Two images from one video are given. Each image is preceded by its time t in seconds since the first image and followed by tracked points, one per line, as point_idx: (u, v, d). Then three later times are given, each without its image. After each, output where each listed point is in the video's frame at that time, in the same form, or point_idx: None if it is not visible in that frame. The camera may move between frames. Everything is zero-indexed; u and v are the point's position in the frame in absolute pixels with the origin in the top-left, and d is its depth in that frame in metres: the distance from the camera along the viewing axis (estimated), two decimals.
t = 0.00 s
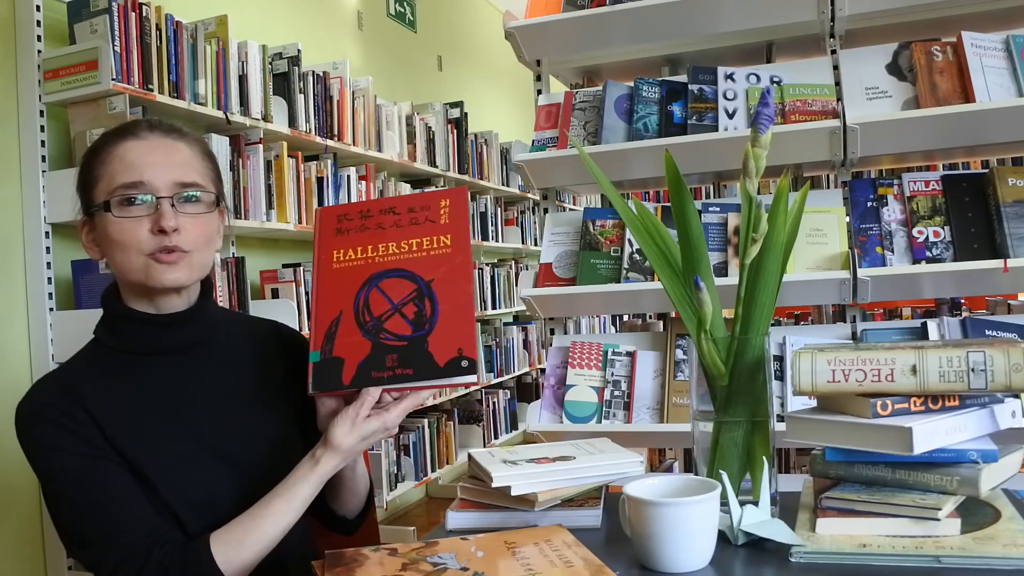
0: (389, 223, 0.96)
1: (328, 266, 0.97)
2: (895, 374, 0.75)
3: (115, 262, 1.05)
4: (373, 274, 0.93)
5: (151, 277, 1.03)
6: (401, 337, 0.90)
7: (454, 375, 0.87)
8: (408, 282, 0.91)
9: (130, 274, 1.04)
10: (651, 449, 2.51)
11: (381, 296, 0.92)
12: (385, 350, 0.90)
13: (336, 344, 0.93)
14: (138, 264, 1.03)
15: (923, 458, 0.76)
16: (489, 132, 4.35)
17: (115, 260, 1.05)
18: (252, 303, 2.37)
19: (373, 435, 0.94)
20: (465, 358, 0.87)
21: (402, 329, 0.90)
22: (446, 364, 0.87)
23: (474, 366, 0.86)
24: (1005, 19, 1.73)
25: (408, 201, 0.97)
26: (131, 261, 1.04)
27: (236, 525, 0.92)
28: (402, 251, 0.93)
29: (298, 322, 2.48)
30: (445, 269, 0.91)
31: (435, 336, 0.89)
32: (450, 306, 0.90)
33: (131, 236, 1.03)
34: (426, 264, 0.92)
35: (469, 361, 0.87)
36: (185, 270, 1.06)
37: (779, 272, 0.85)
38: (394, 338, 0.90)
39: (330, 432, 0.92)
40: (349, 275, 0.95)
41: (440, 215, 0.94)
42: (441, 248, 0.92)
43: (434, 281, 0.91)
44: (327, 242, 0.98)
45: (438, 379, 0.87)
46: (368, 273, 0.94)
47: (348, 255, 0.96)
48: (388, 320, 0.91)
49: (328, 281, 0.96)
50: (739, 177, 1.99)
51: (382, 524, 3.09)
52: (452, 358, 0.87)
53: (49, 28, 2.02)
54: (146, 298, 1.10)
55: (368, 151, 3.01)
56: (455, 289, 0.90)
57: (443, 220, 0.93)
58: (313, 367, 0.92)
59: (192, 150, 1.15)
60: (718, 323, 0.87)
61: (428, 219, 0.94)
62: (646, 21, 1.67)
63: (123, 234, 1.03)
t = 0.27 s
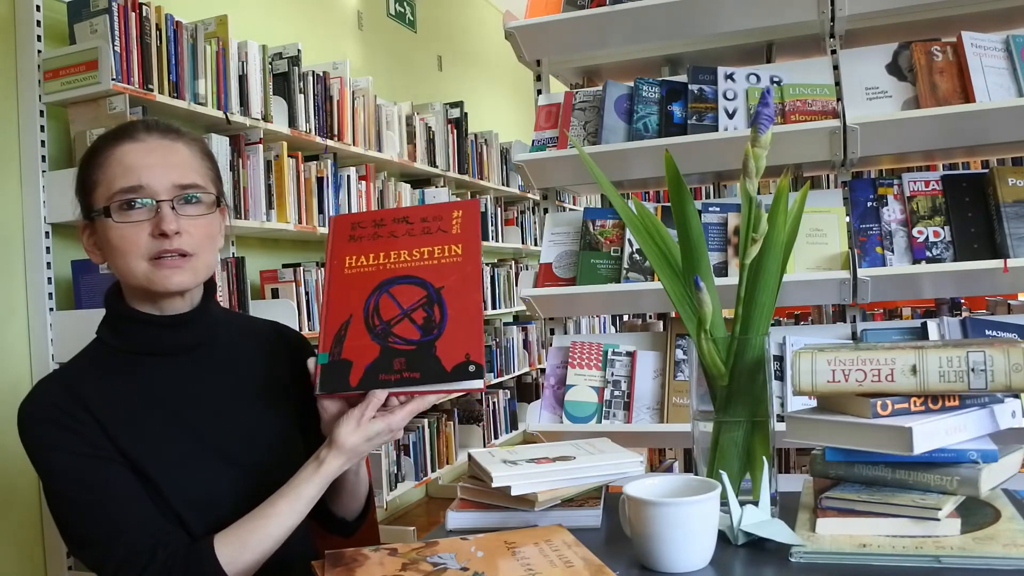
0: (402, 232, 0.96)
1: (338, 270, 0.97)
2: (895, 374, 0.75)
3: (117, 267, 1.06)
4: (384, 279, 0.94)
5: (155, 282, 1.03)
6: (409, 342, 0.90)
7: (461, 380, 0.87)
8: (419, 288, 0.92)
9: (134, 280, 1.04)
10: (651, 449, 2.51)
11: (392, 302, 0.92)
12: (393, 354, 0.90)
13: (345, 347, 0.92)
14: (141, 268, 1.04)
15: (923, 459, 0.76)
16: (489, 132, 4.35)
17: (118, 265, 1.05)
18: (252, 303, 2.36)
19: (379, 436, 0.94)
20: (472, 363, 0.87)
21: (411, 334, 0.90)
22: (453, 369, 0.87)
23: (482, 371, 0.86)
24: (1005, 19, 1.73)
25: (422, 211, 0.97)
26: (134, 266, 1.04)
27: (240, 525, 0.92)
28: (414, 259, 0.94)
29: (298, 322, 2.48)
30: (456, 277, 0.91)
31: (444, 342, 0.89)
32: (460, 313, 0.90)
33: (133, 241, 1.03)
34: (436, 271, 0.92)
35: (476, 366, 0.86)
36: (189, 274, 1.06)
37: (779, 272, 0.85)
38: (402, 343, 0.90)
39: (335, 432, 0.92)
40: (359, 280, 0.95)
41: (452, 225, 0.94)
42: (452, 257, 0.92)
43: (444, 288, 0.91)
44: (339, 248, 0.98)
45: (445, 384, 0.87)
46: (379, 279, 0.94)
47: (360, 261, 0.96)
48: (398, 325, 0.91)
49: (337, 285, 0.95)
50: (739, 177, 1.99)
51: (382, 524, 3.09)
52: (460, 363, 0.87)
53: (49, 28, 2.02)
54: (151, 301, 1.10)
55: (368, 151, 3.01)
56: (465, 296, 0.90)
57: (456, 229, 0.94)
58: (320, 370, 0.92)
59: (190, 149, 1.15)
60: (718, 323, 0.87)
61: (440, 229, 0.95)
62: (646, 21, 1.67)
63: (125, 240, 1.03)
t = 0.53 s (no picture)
0: (378, 224, 0.95)
1: (320, 268, 0.95)
2: (895, 373, 0.75)
3: (121, 268, 1.06)
4: (366, 274, 0.93)
5: (159, 282, 1.03)
6: (400, 333, 0.91)
7: (457, 365, 0.88)
8: (403, 279, 0.92)
9: (137, 280, 1.04)
10: (651, 449, 2.51)
11: (377, 295, 0.92)
12: (387, 346, 0.90)
13: (336, 344, 0.92)
14: (145, 269, 1.04)
15: (923, 459, 0.76)
16: (489, 132, 4.35)
17: (122, 266, 1.05)
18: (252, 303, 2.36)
19: (374, 429, 0.94)
20: (467, 347, 0.88)
21: (401, 325, 0.91)
22: (448, 354, 0.88)
23: (477, 354, 0.88)
24: (1005, 19, 1.73)
25: (393, 202, 0.96)
26: (138, 266, 1.04)
27: (239, 523, 0.92)
28: (395, 250, 0.93)
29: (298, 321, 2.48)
30: (437, 265, 0.92)
31: (436, 328, 0.90)
32: (446, 300, 0.91)
33: (138, 242, 1.03)
34: (419, 261, 0.92)
35: (471, 350, 0.88)
36: (194, 274, 1.06)
37: (779, 271, 0.85)
38: (393, 334, 0.91)
39: (330, 426, 0.92)
40: (343, 275, 0.94)
41: (427, 214, 0.94)
42: (432, 245, 0.93)
43: (428, 277, 0.92)
44: (316, 246, 0.97)
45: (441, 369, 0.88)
46: (361, 273, 0.93)
47: (339, 257, 0.95)
48: (387, 317, 0.91)
49: (322, 283, 0.95)
50: (739, 177, 1.99)
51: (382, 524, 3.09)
52: (454, 348, 0.88)
53: (49, 28, 2.02)
54: (154, 301, 1.10)
55: (368, 151, 3.01)
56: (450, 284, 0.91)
57: (432, 218, 0.94)
58: (314, 369, 0.91)
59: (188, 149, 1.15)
60: (718, 323, 0.87)
61: (415, 218, 0.94)
62: (647, 21, 1.67)
63: (129, 240, 1.03)
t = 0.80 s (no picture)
0: (388, 226, 0.95)
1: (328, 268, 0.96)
2: (895, 373, 0.75)
3: (118, 273, 1.06)
4: (373, 276, 0.93)
5: (153, 287, 1.04)
6: (406, 338, 0.91)
7: (462, 374, 0.88)
8: (410, 283, 0.91)
9: (133, 285, 1.04)
10: (651, 449, 2.51)
11: (384, 298, 0.92)
12: (391, 352, 0.91)
13: (341, 347, 0.92)
14: (140, 274, 1.04)
15: (923, 458, 0.76)
16: (489, 132, 4.35)
17: (118, 270, 1.06)
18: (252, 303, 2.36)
19: (376, 435, 0.94)
20: (471, 356, 0.88)
21: (407, 331, 0.91)
22: (452, 364, 0.88)
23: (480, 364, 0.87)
24: (1005, 19, 1.73)
25: (405, 203, 0.96)
26: (133, 271, 1.04)
27: (239, 525, 0.92)
28: (402, 253, 0.93)
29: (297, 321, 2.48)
30: (447, 269, 0.91)
31: (441, 336, 0.90)
32: (453, 306, 0.90)
33: (130, 247, 1.03)
34: (426, 265, 0.92)
35: (475, 359, 0.88)
36: (188, 277, 1.06)
37: (779, 271, 0.85)
38: (399, 340, 0.91)
39: (331, 431, 0.92)
40: (350, 277, 0.94)
41: (437, 217, 0.93)
42: (442, 250, 0.92)
43: (436, 282, 0.91)
44: (326, 246, 0.97)
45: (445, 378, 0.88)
46: (368, 276, 0.93)
47: (348, 258, 0.95)
48: (393, 322, 0.91)
49: (329, 284, 0.95)
50: (739, 177, 1.99)
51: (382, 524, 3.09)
52: (459, 357, 0.88)
53: (49, 28, 2.02)
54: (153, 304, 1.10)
55: (368, 151, 3.01)
56: (457, 289, 0.90)
57: (443, 221, 0.93)
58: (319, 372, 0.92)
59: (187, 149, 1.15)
60: (718, 323, 0.87)
61: (426, 221, 0.94)
62: (646, 21, 1.67)
63: (122, 245, 1.03)
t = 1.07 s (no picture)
0: (392, 219, 0.94)
1: (331, 264, 0.96)
2: (895, 374, 0.75)
3: (119, 272, 1.06)
4: (376, 276, 0.93)
5: (155, 283, 1.03)
6: (407, 343, 0.91)
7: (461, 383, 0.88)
8: (413, 285, 0.91)
9: (134, 283, 1.04)
10: (651, 449, 2.51)
11: (386, 300, 0.92)
12: (392, 357, 0.91)
13: (343, 350, 0.93)
14: (141, 271, 1.03)
15: (923, 458, 0.76)
16: (489, 132, 4.35)
17: (119, 270, 1.05)
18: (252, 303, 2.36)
19: (376, 441, 0.94)
20: (471, 366, 0.88)
21: (409, 335, 0.91)
22: (452, 373, 0.88)
23: (481, 374, 0.88)
24: (1005, 19, 1.73)
25: (409, 195, 0.95)
26: (134, 269, 1.04)
27: (239, 528, 0.92)
28: (406, 251, 0.92)
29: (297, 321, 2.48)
30: (450, 270, 0.91)
31: (442, 344, 0.90)
32: (455, 310, 0.90)
33: (131, 245, 1.03)
34: (429, 267, 0.91)
35: (476, 370, 0.88)
36: (189, 274, 1.05)
37: (779, 271, 0.85)
38: (400, 345, 0.91)
39: (332, 436, 0.93)
40: (353, 276, 0.94)
41: (443, 210, 0.92)
42: (446, 247, 0.91)
43: (439, 283, 0.91)
44: (329, 239, 0.97)
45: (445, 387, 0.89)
46: (371, 276, 0.93)
47: (351, 254, 0.95)
48: (394, 325, 0.91)
49: (331, 282, 0.95)
50: (739, 177, 1.99)
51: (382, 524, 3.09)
52: (459, 367, 0.88)
53: (49, 28, 2.02)
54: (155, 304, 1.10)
55: (368, 151, 3.01)
56: (460, 294, 0.90)
57: (448, 215, 0.92)
58: (321, 375, 0.93)
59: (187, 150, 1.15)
60: (718, 323, 0.87)
61: (431, 214, 0.93)
62: (646, 21, 1.67)
63: (123, 244, 1.03)
